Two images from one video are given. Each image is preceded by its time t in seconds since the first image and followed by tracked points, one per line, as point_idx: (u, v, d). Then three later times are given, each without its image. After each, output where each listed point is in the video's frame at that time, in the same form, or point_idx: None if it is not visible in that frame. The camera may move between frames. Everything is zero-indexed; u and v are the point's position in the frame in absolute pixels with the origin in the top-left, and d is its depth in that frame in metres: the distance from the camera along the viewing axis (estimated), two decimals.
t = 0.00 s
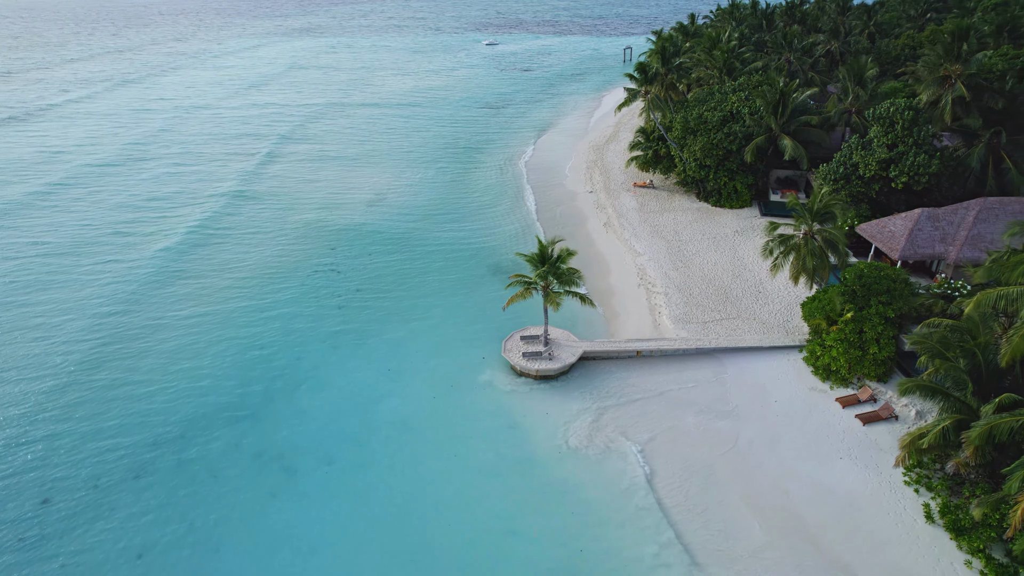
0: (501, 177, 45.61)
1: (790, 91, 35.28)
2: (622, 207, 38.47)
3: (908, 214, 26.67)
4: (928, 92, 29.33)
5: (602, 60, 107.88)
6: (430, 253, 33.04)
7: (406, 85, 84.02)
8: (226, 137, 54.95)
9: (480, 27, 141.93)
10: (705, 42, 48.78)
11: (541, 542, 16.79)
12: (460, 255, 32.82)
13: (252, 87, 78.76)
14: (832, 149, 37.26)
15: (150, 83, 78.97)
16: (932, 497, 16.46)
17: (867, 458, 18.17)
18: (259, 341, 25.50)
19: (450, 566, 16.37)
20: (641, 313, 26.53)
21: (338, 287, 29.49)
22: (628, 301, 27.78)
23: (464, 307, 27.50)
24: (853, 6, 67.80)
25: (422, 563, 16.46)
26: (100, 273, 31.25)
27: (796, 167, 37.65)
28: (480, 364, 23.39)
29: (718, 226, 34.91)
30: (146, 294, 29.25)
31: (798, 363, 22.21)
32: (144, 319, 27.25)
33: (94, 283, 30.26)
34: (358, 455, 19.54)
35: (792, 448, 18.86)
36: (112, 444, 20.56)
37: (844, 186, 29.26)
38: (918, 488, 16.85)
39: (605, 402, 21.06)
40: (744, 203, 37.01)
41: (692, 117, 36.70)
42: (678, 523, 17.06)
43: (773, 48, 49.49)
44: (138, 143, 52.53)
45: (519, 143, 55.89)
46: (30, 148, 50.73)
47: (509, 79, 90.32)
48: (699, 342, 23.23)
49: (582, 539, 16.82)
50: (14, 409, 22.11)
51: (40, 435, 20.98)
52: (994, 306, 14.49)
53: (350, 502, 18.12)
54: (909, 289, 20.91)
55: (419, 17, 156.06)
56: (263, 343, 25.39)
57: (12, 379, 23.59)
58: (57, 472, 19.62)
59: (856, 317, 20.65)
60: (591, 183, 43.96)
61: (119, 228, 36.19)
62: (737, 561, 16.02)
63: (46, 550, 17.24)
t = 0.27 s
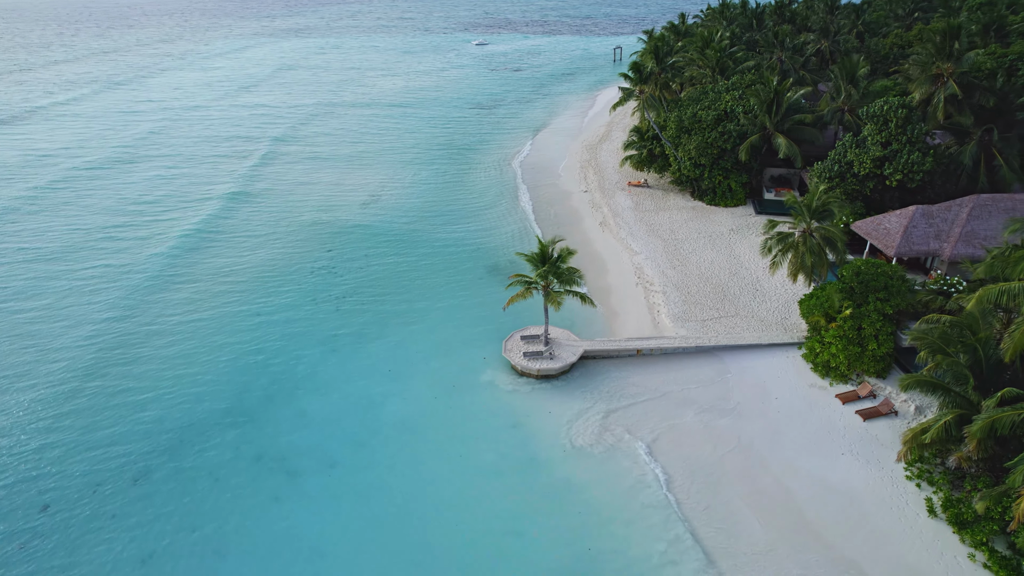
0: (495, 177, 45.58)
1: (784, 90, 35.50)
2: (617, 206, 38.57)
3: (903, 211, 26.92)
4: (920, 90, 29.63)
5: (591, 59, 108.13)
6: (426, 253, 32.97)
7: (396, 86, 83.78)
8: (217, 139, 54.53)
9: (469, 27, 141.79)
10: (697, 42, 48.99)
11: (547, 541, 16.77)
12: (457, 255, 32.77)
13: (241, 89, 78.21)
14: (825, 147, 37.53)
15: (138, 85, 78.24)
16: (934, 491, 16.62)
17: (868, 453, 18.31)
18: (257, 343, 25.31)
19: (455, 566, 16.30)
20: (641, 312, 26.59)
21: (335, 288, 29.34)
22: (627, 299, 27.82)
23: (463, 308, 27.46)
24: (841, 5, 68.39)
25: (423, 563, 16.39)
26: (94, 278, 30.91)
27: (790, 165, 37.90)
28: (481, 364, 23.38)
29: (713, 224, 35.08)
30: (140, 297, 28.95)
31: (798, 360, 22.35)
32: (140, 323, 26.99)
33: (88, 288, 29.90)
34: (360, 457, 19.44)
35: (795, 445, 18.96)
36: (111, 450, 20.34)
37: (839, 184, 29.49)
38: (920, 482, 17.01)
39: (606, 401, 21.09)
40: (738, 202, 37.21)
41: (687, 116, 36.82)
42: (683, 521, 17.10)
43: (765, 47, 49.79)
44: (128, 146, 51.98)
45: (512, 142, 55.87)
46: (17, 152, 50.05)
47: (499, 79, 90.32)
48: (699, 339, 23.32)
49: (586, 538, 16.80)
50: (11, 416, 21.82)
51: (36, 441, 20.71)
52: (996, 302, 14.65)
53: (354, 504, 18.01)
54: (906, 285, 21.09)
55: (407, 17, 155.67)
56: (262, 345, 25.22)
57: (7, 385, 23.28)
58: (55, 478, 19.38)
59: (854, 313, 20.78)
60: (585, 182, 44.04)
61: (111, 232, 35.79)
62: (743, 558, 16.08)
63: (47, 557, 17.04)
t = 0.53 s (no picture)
0: (489, 177, 45.56)
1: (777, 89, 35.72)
2: (612, 206, 38.66)
3: (897, 209, 27.17)
4: (913, 88, 29.91)
5: (582, 59, 108.30)
6: (423, 254, 32.90)
7: (387, 87, 83.51)
8: (208, 140, 54.14)
9: (458, 27, 141.58)
10: (690, 42, 49.19)
11: (551, 540, 16.78)
12: (454, 255, 32.74)
13: (230, 90, 77.66)
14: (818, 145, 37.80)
15: (126, 87, 77.55)
16: (935, 486, 16.79)
17: (869, 449, 18.45)
18: (256, 346, 25.19)
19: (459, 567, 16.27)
20: (639, 311, 26.67)
21: (332, 290, 29.23)
22: (625, 299, 27.89)
23: (462, 308, 27.45)
24: (830, 5, 68.93)
25: (424, 563, 16.36)
26: (88, 282, 30.65)
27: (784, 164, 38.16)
28: (482, 364, 23.39)
29: (708, 223, 35.25)
30: (135, 301, 28.73)
31: (797, 357, 22.51)
32: (136, 327, 26.78)
33: (81, 292, 29.61)
34: (363, 459, 19.37)
35: (796, 442, 19.09)
36: (110, 455, 20.19)
37: (833, 182, 29.73)
38: (921, 477, 17.18)
39: (608, 399, 21.15)
40: (732, 200, 37.41)
41: (681, 116, 36.97)
42: (686, 519, 17.16)
43: (757, 46, 50.07)
44: (117, 149, 51.46)
45: (505, 142, 55.85)
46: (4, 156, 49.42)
47: (490, 79, 90.28)
48: (697, 338, 23.44)
49: (590, 537, 16.83)
50: (7, 422, 21.59)
51: (33, 447, 20.51)
52: (997, 297, 14.85)
53: (357, 506, 17.93)
54: (903, 282, 21.29)
55: (396, 18, 155.21)
56: (260, 347, 25.10)
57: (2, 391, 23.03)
58: (54, 484, 19.21)
59: (852, 310, 20.93)
60: (580, 182, 44.11)
61: (103, 236, 35.46)
62: (746, 554, 16.17)
63: (48, 564, 16.90)
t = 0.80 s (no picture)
0: (484, 178, 45.54)
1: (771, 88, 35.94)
2: (607, 205, 38.75)
3: (891, 207, 27.42)
4: (905, 87, 30.20)
5: (572, 59, 108.49)
6: (420, 255, 32.82)
7: (378, 87, 83.23)
8: (199, 142, 53.69)
9: (448, 28, 141.38)
10: (682, 41, 49.42)
11: (556, 539, 16.81)
12: (451, 256, 32.70)
13: (220, 92, 77.06)
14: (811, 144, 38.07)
15: (114, 89, 76.86)
16: (936, 481, 16.96)
17: (870, 445, 18.60)
18: (254, 349, 25.06)
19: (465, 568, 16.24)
20: (638, 310, 26.75)
21: (330, 292, 29.12)
22: (623, 298, 27.96)
23: (461, 310, 27.43)
24: (818, 4, 69.50)
25: (424, 564, 16.34)
26: (81, 286, 30.33)
27: (777, 163, 38.42)
28: (483, 365, 23.40)
29: (704, 222, 35.41)
30: (129, 306, 28.48)
31: (795, 355, 22.66)
32: (132, 331, 26.55)
33: (75, 297, 29.29)
34: (365, 461, 19.30)
35: (798, 439, 19.23)
36: (109, 462, 20.02)
37: (828, 180, 29.94)
38: (922, 473, 17.36)
39: (609, 398, 21.22)
40: (727, 199, 37.61)
41: (676, 115, 37.09)
42: (690, 517, 17.22)
43: (748, 45, 50.38)
44: (106, 152, 50.91)
45: (498, 143, 55.84)
46: None
47: (481, 80, 90.24)
48: (697, 336, 23.55)
49: (593, 535, 16.86)
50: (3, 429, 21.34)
51: (30, 453, 20.31)
52: (998, 293, 15.03)
53: (361, 508, 17.85)
54: (900, 279, 21.49)
55: (384, 18, 154.69)
56: (259, 350, 24.96)
57: None
58: (53, 491, 19.04)
59: (851, 307, 21.06)
60: (574, 182, 44.16)
61: (94, 240, 35.09)
62: (750, 552, 16.26)
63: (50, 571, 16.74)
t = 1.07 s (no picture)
0: (479, 178, 45.50)
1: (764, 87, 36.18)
2: (603, 205, 38.83)
3: (886, 204, 27.67)
4: (898, 86, 30.51)
5: (562, 59, 108.71)
6: (417, 256, 32.71)
7: (368, 88, 82.94)
8: (189, 143, 53.20)
9: (437, 28, 141.17)
10: (675, 42, 49.67)
11: (563, 538, 16.81)
12: (448, 257, 32.65)
13: (208, 93, 76.42)
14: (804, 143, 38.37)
15: (100, 91, 75.98)
16: (937, 476, 17.13)
17: (872, 441, 18.75)
18: (252, 351, 24.80)
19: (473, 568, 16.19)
20: (636, 309, 26.80)
21: (327, 293, 28.95)
22: (621, 297, 28.02)
23: (460, 311, 27.40)
24: (807, 5, 70.13)
25: (424, 564, 16.28)
26: (74, 289, 29.90)
27: (771, 161, 38.67)
28: (484, 366, 23.38)
29: (700, 221, 35.55)
30: (124, 308, 28.10)
31: (794, 352, 22.81)
32: (127, 334, 26.22)
33: (68, 300, 28.87)
34: (368, 462, 19.16)
35: (800, 435, 19.35)
36: (107, 466, 19.68)
37: (823, 178, 30.17)
38: (923, 468, 17.52)
39: (611, 397, 21.26)
40: (722, 198, 37.82)
41: (670, 115, 37.24)
42: (696, 514, 17.26)
43: (739, 46, 50.72)
44: (94, 154, 50.30)
45: (492, 143, 55.83)
46: None
47: (472, 80, 90.19)
48: (696, 335, 23.63)
49: (600, 534, 16.87)
50: None
51: (27, 458, 19.97)
52: (999, 289, 15.21)
53: (366, 510, 17.70)
54: (896, 276, 21.69)
55: (372, 18, 154.16)
56: (257, 352, 24.75)
57: None
58: (51, 496, 18.68)
59: (849, 305, 21.19)
60: (568, 182, 44.21)
61: (85, 242, 34.62)
62: (757, 548, 16.31)
63: None
